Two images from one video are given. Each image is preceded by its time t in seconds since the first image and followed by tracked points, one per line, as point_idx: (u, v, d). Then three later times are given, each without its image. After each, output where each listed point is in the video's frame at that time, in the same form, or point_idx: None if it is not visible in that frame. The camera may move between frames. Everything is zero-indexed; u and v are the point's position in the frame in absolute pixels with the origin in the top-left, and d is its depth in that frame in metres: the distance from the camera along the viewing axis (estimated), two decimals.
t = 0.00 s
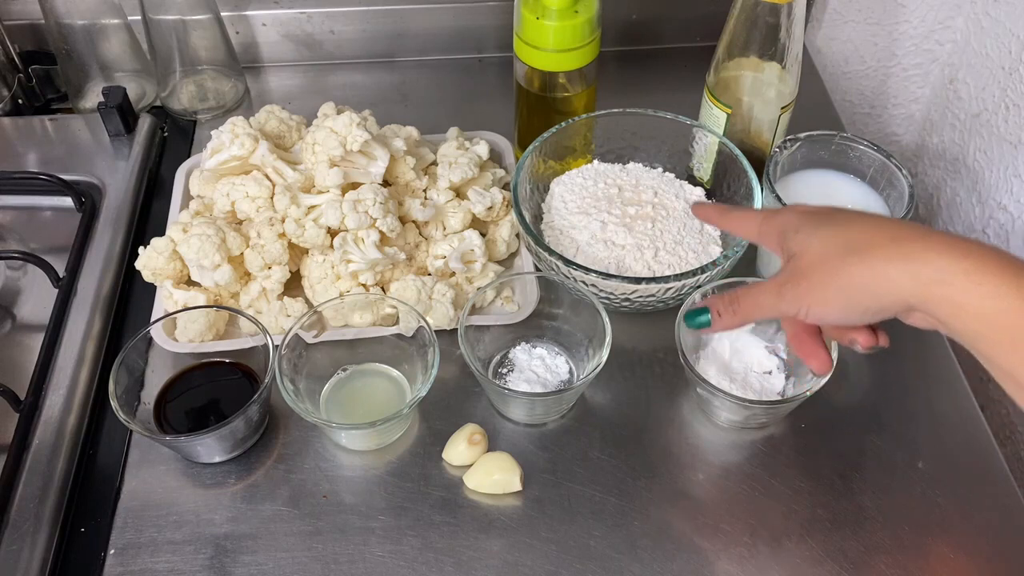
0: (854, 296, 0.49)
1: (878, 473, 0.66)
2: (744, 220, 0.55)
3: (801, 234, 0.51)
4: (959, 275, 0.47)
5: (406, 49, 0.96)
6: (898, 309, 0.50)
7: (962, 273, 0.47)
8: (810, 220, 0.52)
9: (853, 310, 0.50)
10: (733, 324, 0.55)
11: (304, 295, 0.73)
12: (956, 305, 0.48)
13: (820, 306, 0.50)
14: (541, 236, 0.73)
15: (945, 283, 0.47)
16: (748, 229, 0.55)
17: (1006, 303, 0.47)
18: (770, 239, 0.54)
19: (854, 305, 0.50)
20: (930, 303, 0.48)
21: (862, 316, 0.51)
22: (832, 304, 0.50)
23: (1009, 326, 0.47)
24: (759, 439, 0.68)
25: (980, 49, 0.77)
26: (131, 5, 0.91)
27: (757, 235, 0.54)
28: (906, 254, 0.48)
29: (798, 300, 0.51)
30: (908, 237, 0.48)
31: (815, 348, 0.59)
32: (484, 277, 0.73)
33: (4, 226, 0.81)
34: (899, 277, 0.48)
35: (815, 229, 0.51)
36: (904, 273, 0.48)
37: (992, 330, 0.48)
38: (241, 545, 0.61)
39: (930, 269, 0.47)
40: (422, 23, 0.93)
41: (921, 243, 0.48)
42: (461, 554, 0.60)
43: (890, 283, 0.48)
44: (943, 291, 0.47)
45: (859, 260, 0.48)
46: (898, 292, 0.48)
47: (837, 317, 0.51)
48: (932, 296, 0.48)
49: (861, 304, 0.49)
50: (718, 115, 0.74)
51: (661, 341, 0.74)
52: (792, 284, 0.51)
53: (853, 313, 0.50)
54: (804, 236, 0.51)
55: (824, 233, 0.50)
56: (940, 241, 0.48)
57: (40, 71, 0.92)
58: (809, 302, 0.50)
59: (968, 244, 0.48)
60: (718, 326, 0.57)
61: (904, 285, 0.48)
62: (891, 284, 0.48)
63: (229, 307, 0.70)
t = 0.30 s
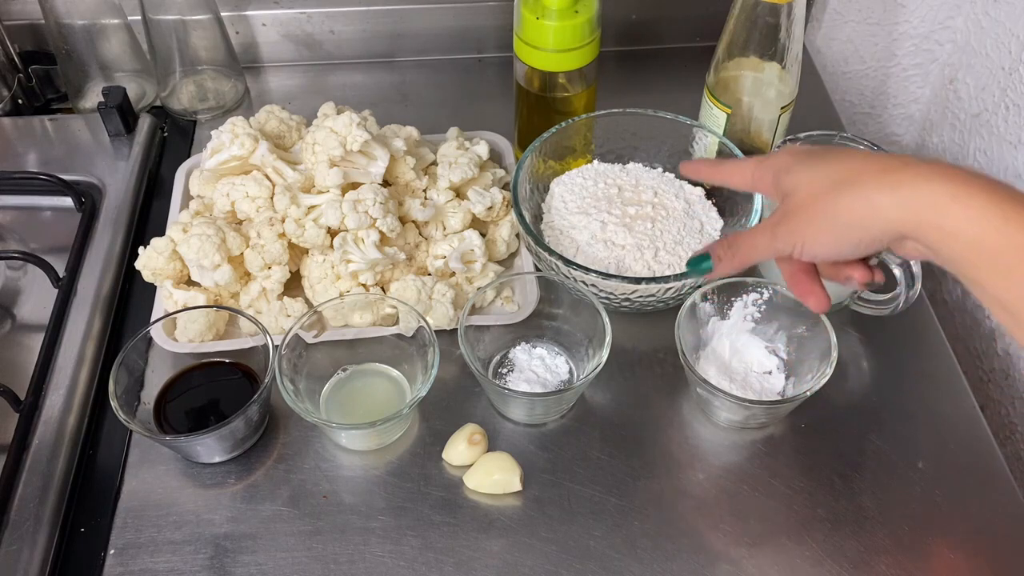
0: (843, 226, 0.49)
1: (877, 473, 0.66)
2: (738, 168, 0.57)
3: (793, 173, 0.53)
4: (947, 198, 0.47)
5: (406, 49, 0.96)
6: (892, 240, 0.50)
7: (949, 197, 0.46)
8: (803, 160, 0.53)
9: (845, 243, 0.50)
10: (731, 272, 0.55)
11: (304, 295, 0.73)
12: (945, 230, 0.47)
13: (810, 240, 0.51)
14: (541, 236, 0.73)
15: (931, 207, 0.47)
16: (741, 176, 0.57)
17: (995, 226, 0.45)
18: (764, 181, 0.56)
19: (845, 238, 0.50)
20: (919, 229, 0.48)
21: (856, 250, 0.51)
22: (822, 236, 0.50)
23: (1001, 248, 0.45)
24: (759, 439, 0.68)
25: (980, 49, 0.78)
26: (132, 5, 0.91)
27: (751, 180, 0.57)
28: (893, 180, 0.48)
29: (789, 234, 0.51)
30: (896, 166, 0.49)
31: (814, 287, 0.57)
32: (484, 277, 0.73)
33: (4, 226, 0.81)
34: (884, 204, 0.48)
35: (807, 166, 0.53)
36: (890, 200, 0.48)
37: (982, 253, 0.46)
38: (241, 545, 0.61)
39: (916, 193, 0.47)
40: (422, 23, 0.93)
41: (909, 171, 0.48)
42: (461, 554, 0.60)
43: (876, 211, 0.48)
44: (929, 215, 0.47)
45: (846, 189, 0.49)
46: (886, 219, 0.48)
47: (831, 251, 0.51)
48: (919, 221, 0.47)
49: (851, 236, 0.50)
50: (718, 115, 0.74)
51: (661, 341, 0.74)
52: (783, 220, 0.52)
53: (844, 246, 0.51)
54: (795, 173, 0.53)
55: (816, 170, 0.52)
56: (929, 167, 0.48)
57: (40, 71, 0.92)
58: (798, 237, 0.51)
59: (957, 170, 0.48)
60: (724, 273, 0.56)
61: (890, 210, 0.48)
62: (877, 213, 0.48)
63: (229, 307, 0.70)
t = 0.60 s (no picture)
0: (844, 179, 0.50)
1: (877, 473, 0.66)
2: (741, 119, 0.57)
3: (798, 124, 0.53)
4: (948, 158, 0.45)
5: (406, 49, 0.96)
6: (899, 195, 0.49)
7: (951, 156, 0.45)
8: (808, 112, 0.53)
9: (850, 196, 0.51)
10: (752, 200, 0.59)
11: (304, 295, 0.73)
12: (947, 187, 0.46)
13: (815, 190, 0.52)
14: (541, 236, 0.73)
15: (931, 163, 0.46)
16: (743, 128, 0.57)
17: (995, 185, 0.44)
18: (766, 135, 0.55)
19: (848, 190, 0.50)
20: (923, 186, 0.47)
21: (862, 202, 0.51)
22: (825, 188, 0.51)
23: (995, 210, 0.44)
24: (759, 439, 0.68)
25: (980, 49, 0.79)
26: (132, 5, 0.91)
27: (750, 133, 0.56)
28: (895, 138, 0.47)
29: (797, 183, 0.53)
30: (902, 122, 0.48)
31: (813, 236, 0.59)
32: (484, 277, 0.73)
33: (5, 226, 0.81)
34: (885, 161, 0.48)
35: (812, 120, 0.52)
36: (891, 157, 0.47)
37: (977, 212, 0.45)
38: (240, 545, 0.61)
39: (919, 152, 0.46)
40: (422, 23, 0.93)
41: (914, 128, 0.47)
42: (461, 554, 0.60)
43: (878, 167, 0.48)
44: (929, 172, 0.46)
45: (849, 145, 0.49)
46: (888, 176, 0.48)
47: (837, 201, 0.52)
48: (918, 176, 0.47)
49: (854, 190, 0.50)
50: (717, 115, 0.73)
51: (661, 341, 0.74)
52: (790, 171, 0.53)
53: (849, 197, 0.51)
54: (800, 125, 0.52)
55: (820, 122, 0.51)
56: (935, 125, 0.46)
57: (40, 71, 0.92)
58: (804, 190, 0.53)
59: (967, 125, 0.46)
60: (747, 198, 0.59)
61: (890, 167, 0.48)
62: (879, 171, 0.48)
63: (229, 307, 0.70)
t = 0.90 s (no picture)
0: (836, 226, 0.52)
1: (877, 473, 0.66)
2: (738, 184, 0.60)
3: (787, 179, 0.55)
4: (931, 194, 0.47)
5: (406, 49, 0.96)
6: (892, 234, 0.51)
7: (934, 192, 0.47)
8: (797, 165, 0.55)
9: (844, 242, 0.53)
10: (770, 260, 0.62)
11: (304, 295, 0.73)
12: (935, 223, 0.48)
13: (813, 238, 0.54)
14: (541, 236, 0.73)
15: (920, 200, 0.48)
16: (741, 191, 0.60)
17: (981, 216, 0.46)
18: (764, 193, 0.58)
19: (843, 236, 0.53)
20: (910, 224, 0.49)
21: (860, 246, 0.53)
22: (820, 234, 0.53)
23: (991, 241, 0.46)
24: (759, 439, 0.68)
25: (980, 49, 0.80)
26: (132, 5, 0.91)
27: (750, 192, 0.59)
28: (878, 181, 0.50)
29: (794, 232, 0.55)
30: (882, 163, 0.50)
31: (827, 284, 0.63)
32: (484, 277, 0.73)
33: (5, 226, 0.81)
34: (873, 204, 0.50)
35: (799, 172, 0.54)
36: (878, 201, 0.50)
37: (973, 245, 0.47)
38: (240, 545, 0.61)
39: (903, 192, 0.49)
40: (422, 23, 0.93)
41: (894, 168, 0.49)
42: (461, 554, 0.60)
43: (865, 211, 0.50)
44: (919, 210, 0.48)
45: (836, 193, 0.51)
46: (876, 217, 0.50)
47: (834, 248, 0.54)
48: (910, 217, 0.49)
49: (847, 235, 0.52)
50: (718, 115, 0.74)
51: (661, 341, 0.74)
52: (788, 223, 0.55)
53: (844, 243, 0.53)
54: (789, 179, 0.55)
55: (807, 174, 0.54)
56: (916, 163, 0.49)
57: (40, 71, 0.92)
58: (803, 239, 0.55)
59: (950, 160, 0.48)
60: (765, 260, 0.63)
61: (882, 210, 0.49)
62: (867, 214, 0.50)
63: (228, 307, 0.70)
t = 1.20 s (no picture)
0: (828, 235, 0.52)
1: (878, 473, 0.66)
2: (731, 194, 0.60)
3: (779, 189, 0.55)
4: (921, 202, 0.48)
5: (406, 49, 0.96)
6: (882, 244, 0.51)
7: (925, 201, 0.48)
8: (789, 176, 0.55)
9: (835, 252, 0.53)
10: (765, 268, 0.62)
11: (304, 295, 0.73)
12: (925, 232, 0.48)
13: (805, 248, 0.54)
14: (541, 236, 0.73)
15: (911, 209, 0.48)
16: (732, 201, 0.60)
17: (972, 226, 0.46)
18: (757, 203, 0.58)
19: (832, 246, 0.53)
20: (900, 233, 0.49)
21: (851, 257, 0.53)
22: (812, 244, 0.54)
23: (981, 250, 0.46)
24: (759, 439, 0.68)
25: (980, 49, 0.80)
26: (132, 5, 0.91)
27: (744, 202, 0.59)
28: (869, 190, 0.50)
29: (787, 242, 0.55)
30: (874, 174, 0.50)
31: (821, 292, 0.61)
32: (484, 277, 0.73)
33: (5, 226, 0.81)
34: (863, 214, 0.50)
35: (792, 181, 0.55)
36: (868, 211, 0.50)
37: (962, 254, 0.47)
38: (240, 545, 0.61)
39: (894, 202, 0.49)
40: (421, 23, 0.93)
41: (885, 179, 0.50)
42: (461, 554, 0.60)
43: (855, 221, 0.50)
44: (911, 218, 0.48)
45: (829, 202, 0.52)
46: (867, 227, 0.50)
47: (825, 258, 0.54)
48: (901, 226, 0.49)
49: (838, 245, 0.52)
50: (718, 115, 0.74)
51: (661, 341, 0.74)
52: (781, 232, 0.56)
53: (836, 254, 0.53)
54: (781, 189, 0.55)
55: (799, 183, 0.54)
56: (907, 172, 0.49)
57: (40, 71, 0.92)
58: (795, 247, 0.55)
59: (941, 171, 0.49)
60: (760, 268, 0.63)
61: (872, 219, 0.50)
62: (857, 224, 0.50)
63: (228, 307, 0.70)
